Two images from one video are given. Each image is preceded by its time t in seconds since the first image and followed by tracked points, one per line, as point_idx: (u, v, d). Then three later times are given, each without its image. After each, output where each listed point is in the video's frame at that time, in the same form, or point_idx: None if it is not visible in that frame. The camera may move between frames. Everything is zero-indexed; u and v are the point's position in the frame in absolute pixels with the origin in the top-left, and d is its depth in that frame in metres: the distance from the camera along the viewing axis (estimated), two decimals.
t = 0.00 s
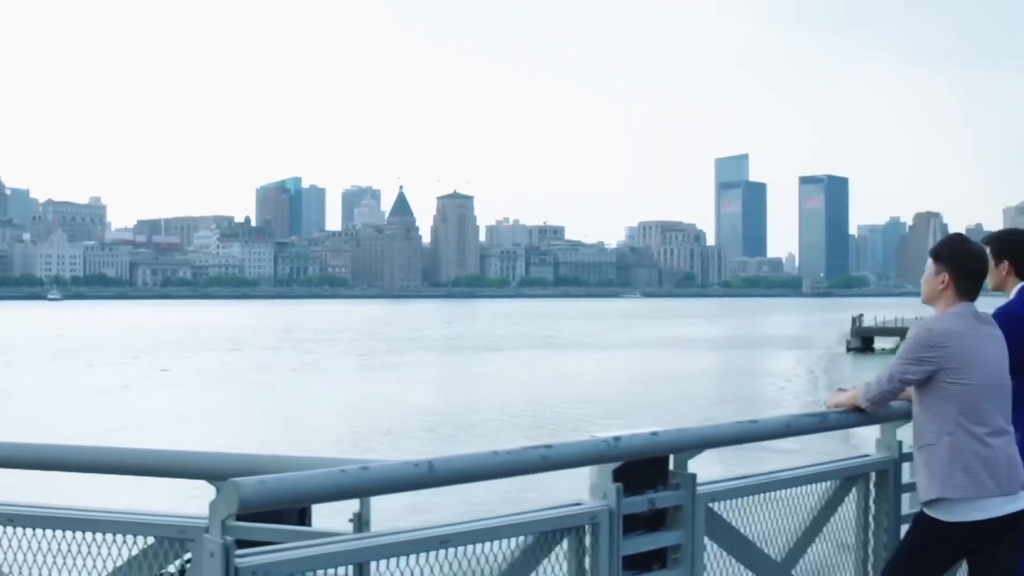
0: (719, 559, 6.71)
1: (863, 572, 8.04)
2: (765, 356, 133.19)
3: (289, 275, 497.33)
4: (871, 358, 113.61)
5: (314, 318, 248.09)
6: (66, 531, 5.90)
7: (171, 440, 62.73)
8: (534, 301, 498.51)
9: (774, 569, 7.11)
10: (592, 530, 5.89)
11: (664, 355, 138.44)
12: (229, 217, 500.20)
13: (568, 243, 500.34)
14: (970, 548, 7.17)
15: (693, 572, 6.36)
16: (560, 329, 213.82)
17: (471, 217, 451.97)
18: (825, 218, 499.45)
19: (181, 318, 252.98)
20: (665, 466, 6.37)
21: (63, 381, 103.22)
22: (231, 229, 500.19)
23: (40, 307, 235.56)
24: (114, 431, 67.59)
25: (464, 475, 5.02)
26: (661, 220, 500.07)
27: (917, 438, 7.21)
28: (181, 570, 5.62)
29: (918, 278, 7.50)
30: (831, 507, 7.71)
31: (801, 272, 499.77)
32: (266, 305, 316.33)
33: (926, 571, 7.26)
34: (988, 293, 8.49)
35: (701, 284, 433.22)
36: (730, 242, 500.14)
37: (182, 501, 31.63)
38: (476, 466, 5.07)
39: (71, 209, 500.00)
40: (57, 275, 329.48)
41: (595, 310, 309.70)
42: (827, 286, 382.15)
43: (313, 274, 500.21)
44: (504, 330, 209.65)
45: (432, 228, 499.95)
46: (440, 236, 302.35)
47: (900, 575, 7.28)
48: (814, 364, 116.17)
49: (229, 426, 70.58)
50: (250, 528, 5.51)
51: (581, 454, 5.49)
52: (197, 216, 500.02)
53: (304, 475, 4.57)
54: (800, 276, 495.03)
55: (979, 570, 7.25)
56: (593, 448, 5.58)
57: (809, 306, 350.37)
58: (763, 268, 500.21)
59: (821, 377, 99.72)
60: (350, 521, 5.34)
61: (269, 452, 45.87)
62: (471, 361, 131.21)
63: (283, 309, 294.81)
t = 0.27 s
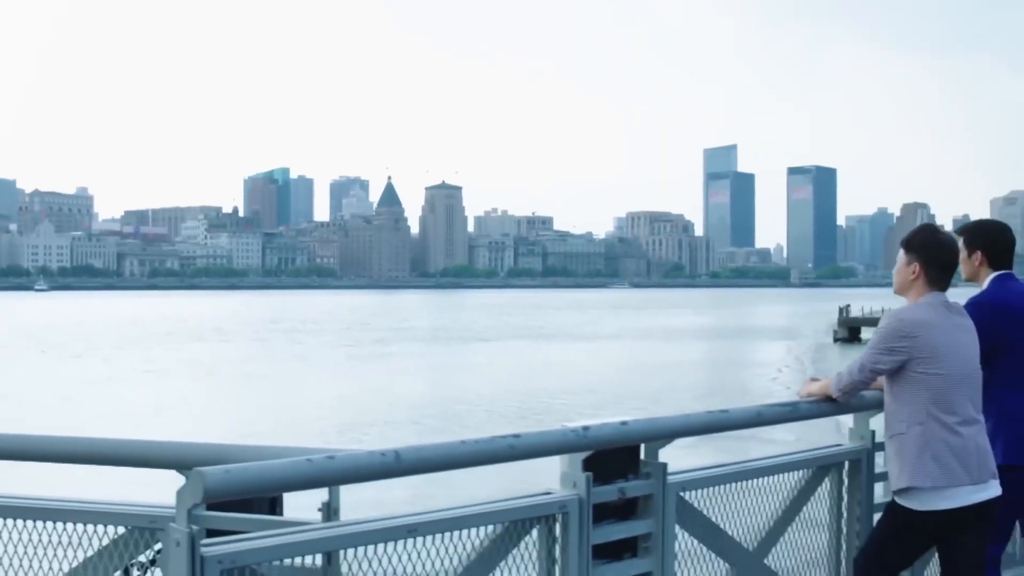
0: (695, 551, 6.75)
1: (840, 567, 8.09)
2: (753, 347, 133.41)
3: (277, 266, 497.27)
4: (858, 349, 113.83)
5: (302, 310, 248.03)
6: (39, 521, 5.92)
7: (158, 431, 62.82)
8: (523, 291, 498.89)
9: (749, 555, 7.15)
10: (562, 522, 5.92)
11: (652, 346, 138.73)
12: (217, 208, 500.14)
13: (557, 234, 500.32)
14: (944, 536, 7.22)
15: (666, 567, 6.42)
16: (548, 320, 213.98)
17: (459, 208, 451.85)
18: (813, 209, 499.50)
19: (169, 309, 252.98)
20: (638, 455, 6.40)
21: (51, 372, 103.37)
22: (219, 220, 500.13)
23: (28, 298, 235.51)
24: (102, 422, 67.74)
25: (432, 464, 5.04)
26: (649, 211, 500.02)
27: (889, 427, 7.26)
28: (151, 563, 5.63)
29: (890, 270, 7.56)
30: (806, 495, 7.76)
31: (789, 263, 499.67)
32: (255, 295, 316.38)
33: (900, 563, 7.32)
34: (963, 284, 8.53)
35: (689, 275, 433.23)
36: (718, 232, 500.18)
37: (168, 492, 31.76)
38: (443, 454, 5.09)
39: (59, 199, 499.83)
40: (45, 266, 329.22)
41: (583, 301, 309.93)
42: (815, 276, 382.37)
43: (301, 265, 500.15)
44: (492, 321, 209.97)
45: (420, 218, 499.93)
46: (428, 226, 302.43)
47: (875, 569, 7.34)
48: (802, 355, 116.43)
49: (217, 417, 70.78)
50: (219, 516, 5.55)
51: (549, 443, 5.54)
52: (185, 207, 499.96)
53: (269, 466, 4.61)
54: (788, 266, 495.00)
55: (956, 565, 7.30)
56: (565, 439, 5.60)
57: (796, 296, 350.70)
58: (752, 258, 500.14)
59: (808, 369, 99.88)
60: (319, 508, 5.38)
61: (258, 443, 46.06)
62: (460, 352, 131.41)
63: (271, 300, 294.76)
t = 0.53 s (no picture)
0: (673, 540, 6.82)
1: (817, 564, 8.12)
2: (744, 339, 133.60)
3: (268, 258, 497.30)
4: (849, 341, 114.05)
5: (292, 302, 248.14)
6: (21, 511, 5.92)
7: (149, 423, 62.95)
8: (514, 283, 499.24)
9: (727, 545, 7.20)
10: (540, 505, 5.97)
11: (642, 338, 138.82)
12: (208, 200, 500.23)
13: (548, 226, 500.40)
14: (917, 530, 7.33)
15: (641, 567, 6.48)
16: (538, 312, 214.20)
17: (450, 200, 451.67)
18: (804, 201, 499.65)
19: (160, 300, 253.02)
20: (615, 447, 6.41)
21: (42, 365, 103.50)
22: (210, 212, 500.16)
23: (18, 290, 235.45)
24: (92, 414, 67.86)
25: (402, 455, 5.06)
26: (641, 203, 500.06)
27: (869, 416, 7.28)
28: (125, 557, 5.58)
29: (869, 262, 7.59)
30: (785, 487, 7.79)
31: (780, 256, 499.71)
32: (246, 287, 316.88)
33: (877, 555, 7.36)
34: (941, 276, 8.59)
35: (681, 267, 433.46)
36: (709, 224, 500.11)
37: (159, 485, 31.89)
38: (417, 445, 5.11)
39: (50, 191, 499.86)
40: (35, 258, 329.43)
41: (575, 293, 310.20)
42: (806, 268, 382.57)
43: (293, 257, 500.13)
44: (484, 313, 210.19)
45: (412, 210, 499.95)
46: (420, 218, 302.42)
47: (852, 565, 7.37)
48: (792, 347, 116.70)
49: (207, 409, 70.81)
50: (193, 509, 5.62)
51: (524, 434, 5.54)
52: (176, 199, 500.00)
53: (245, 456, 4.64)
54: (779, 258, 495.06)
55: (927, 562, 7.42)
56: (540, 430, 5.63)
57: (787, 288, 350.94)
58: (743, 251, 500.17)
59: (798, 361, 100.10)
60: (296, 498, 5.41)
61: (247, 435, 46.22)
62: (451, 344, 131.61)
63: (263, 292, 294.83)
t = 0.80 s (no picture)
0: (648, 532, 6.87)
1: (794, 555, 8.18)
2: (735, 333, 133.73)
3: (258, 251, 497.20)
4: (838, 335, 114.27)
5: (282, 296, 248.22)
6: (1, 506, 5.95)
7: (139, 417, 63.08)
8: (505, 277, 499.39)
9: (703, 538, 7.22)
10: (513, 498, 6.02)
11: (633, 332, 139.01)
12: (198, 193, 500.19)
13: (539, 220, 500.36)
14: (895, 522, 7.37)
15: (614, 564, 6.50)
16: (528, 305, 214.33)
17: (441, 193, 451.57)
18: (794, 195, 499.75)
19: (150, 295, 253.03)
20: (590, 440, 6.44)
21: (32, 359, 103.56)
22: (200, 205, 500.07)
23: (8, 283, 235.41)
24: (83, 407, 67.97)
25: (374, 448, 5.08)
26: (631, 196, 500.04)
27: (842, 410, 7.33)
28: (96, 547, 5.57)
29: (843, 255, 7.63)
30: (761, 480, 7.82)
31: (770, 249, 499.71)
32: (237, 282, 316.99)
33: (852, 546, 7.40)
34: (919, 269, 8.63)
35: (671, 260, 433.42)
36: (700, 218, 500.09)
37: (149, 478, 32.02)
38: (389, 440, 5.14)
39: (39, 184, 499.64)
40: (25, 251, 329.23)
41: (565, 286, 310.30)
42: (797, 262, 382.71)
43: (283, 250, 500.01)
44: (475, 306, 210.34)
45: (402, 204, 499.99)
46: (410, 211, 302.53)
47: (828, 561, 7.39)
48: (782, 341, 116.91)
49: (197, 402, 70.91)
50: (165, 500, 5.64)
51: (495, 427, 5.57)
52: (166, 193, 499.93)
53: (214, 450, 4.68)
54: (770, 252, 495.11)
55: (904, 557, 7.46)
56: (513, 423, 5.65)
57: (778, 281, 351.08)
58: (733, 244, 500.12)
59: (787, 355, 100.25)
60: (267, 490, 5.44)
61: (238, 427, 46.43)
62: (441, 338, 131.74)
63: (253, 285, 294.84)
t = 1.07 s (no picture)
0: (623, 527, 6.89)
1: (773, 551, 8.21)
2: (726, 326, 134.03)
3: (250, 245, 497.22)
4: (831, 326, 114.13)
5: (273, 290, 248.24)
6: None
7: (131, 410, 63.25)
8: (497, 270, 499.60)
9: (678, 531, 7.25)
10: (489, 490, 6.05)
11: (623, 325, 139.18)
12: (189, 187, 500.18)
13: (530, 213, 500.36)
14: (871, 513, 7.41)
15: (589, 560, 6.53)
16: (519, 299, 214.53)
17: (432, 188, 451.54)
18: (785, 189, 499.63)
19: (140, 288, 253.06)
20: (566, 431, 6.47)
21: (23, 352, 103.59)
22: (191, 199, 500.06)
23: None
24: (74, 401, 68.07)
25: (348, 440, 5.11)
26: (622, 190, 500.09)
27: (818, 403, 7.35)
28: (71, 542, 5.56)
29: (821, 248, 7.65)
30: (740, 472, 7.84)
31: (761, 243, 499.83)
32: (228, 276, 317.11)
33: (828, 542, 7.45)
34: (897, 261, 8.65)
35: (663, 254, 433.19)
36: (691, 211, 500.14)
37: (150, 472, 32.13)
38: (364, 431, 5.17)
39: (29, 178, 499.48)
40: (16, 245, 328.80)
41: (556, 280, 310.42)
42: (788, 256, 382.61)
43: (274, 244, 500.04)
44: (466, 300, 210.51)
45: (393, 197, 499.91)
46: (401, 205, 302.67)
47: (803, 553, 7.44)
48: (773, 334, 117.13)
49: (186, 396, 70.95)
50: (139, 495, 5.65)
51: (470, 418, 5.57)
52: (156, 186, 499.94)
53: (186, 444, 4.70)
54: (761, 245, 495.20)
55: (879, 552, 7.52)
56: (490, 414, 5.67)
57: (769, 275, 351.26)
58: (724, 238, 500.20)
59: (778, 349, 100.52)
60: (242, 484, 5.45)
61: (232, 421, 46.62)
62: (433, 331, 131.91)
63: (244, 280, 294.79)
